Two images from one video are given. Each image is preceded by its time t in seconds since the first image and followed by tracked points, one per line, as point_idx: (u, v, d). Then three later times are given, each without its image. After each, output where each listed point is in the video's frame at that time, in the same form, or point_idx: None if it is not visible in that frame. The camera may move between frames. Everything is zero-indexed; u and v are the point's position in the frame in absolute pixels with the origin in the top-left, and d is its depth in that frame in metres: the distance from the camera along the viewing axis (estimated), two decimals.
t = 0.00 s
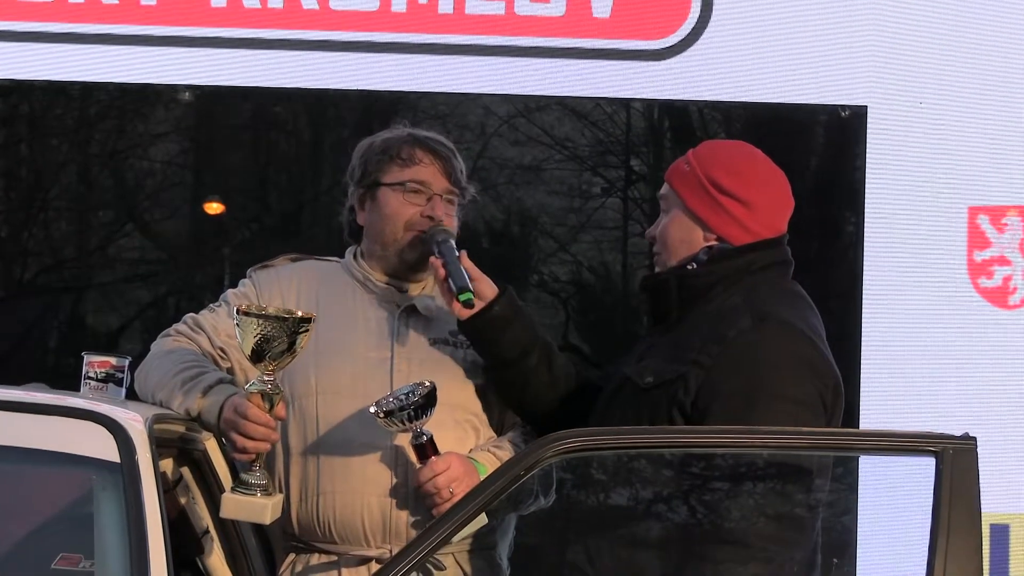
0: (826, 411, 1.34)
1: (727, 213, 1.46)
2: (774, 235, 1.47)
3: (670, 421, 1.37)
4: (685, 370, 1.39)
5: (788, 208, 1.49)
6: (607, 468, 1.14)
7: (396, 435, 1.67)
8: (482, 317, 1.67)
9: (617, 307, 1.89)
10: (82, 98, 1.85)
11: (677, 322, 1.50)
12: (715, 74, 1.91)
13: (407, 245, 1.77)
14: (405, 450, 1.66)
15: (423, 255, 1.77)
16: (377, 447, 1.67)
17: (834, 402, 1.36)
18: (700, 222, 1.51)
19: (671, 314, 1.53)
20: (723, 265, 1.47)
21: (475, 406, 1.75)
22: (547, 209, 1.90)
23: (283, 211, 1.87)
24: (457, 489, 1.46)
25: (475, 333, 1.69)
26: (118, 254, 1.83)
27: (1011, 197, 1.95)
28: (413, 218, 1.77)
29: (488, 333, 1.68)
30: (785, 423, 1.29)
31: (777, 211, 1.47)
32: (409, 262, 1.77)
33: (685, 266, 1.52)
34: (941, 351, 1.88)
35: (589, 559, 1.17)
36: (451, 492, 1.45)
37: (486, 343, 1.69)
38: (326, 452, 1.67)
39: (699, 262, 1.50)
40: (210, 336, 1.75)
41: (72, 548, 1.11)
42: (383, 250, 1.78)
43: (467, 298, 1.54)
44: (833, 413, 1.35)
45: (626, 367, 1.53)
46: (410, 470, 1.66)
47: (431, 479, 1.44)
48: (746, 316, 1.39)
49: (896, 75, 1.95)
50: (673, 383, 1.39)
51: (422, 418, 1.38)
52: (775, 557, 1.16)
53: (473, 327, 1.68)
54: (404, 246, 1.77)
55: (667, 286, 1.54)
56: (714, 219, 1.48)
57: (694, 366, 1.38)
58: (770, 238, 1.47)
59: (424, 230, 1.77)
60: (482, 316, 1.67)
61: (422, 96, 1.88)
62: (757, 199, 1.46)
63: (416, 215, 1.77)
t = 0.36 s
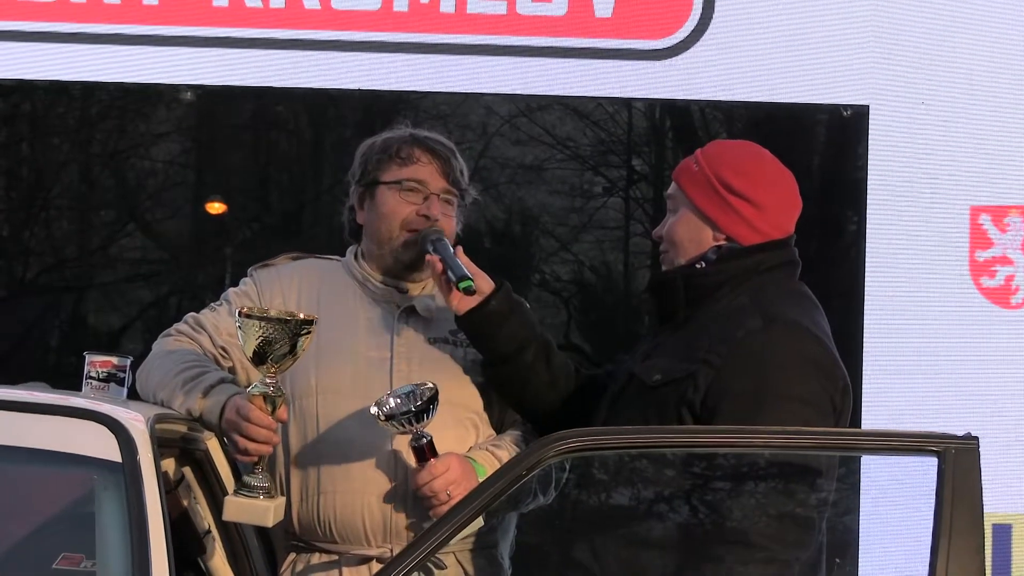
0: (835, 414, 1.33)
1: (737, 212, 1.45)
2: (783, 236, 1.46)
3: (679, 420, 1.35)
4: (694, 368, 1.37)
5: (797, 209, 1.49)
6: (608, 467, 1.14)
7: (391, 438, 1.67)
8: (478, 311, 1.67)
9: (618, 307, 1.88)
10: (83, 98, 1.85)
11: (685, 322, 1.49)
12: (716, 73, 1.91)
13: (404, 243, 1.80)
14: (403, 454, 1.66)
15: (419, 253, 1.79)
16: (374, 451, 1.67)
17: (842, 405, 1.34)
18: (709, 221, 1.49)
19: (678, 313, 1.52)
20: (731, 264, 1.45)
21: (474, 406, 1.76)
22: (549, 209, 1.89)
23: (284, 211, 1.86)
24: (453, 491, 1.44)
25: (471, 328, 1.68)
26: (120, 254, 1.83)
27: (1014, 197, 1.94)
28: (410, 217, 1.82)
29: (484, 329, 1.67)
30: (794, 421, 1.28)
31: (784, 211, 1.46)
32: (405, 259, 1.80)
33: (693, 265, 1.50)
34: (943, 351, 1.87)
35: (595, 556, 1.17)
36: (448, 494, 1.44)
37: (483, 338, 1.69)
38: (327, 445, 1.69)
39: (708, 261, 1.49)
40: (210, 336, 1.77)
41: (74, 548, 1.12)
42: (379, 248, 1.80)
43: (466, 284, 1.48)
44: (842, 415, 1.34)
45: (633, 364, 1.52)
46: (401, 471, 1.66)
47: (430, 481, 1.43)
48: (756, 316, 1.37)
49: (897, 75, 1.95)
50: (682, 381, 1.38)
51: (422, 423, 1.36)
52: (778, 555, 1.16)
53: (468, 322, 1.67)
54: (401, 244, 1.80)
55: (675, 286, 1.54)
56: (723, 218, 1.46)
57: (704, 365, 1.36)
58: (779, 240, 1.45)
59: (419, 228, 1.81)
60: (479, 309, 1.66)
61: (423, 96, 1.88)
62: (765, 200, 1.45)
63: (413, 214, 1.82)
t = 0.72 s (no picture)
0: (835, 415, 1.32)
1: (737, 214, 1.44)
2: (784, 236, 1.45)
3: (681, 422, 1.34)
4: (695, 369, 1.36)
5: (797, 210, 1.46)
6: (608, 468, 1.14)
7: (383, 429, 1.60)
8: (478, 311, 1.59)
9: (618, 307, 1.89)
10: (84, 100, 1.85)
11: (686, 322, 1.47)
12: (715, 74, 1.91)
13: (397, 247, 1.70)
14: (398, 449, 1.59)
15: (414, 255, 1.70)
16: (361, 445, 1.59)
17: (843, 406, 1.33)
18: (709, 222, 1.48)
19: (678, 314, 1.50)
20: (733, 265, 1.44)
21: (474, 407, 1.67)
22: (549, 210, 1.89)
23: (284, 212, 1.86)
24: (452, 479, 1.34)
25: (471, 327, 1.61)
26: (121, 256, 1.83)
27: (1014, 198, 1.94)
28: (400, 222, 1.71)
29: (482, 328, 1.60)
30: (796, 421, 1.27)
31: (786, 212, 1.44)
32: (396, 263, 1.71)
33: (693, 267, 1.48)
34: (943, 352, 1.87)
35: (597, 556, 1.17)
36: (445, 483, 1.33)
37: (482, 338, 1.61)
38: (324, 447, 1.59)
39: (709, 262, 1.47)
40: (209, 338, 1.67)
41: (74, 550, 1.12)
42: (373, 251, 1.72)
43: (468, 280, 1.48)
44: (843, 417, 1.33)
45: (634, 365, 1.50)
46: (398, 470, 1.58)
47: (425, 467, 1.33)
48: (757, 316, 1.36)
49: (897, 76, 1.95)
50: (684, 381, 1.36)
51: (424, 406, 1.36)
52: (779, 555, 1.16)
53: (467, 321, 1.60)
54: (394, 248, 1.71)
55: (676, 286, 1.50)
56: (725, 219, 1.45)
57: (705, 364, 1.35)
58: (779, 240, 1.44)
59: (412, 233, 1.71)
60: (478, 309, 1.59)
61: (424, 97, 1.88)
62: (767, 201, 1.43)
63: (403, 218, 1.71)
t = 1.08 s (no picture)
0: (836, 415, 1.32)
1: (738, 214, 1.44)
2: (784, 236, 1.45)
3: (682, 422, 1.34)
4: (696, 370, 1.35)
5: (798, 208, 1.46)
6: (609, 468, 1.14)
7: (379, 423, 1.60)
8: (477, 309, 1.60)
9: (619, 307, 1.89)
10: (84, 100, 1.85)
11: (687, 322, 1.47)
12: (717, 74, 1.91)
13: (394, 246, 1.69)
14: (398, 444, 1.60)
15: (413, 255, 1.69)
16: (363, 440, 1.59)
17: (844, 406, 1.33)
18: (710, 222, 1.48)
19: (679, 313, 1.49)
20: (734, 266, 1.44)
21: (473, 404, 1.67)
22: (551, 210, 1.90)
23: (285, 211, 1.87)
24: (439, 471, 1.32)
25: (470, 325, 1.61)
26: (122, 256, 1.83)
27: (1014, 198, 1.94)
28: (396, 222, 1.71)
29: (481, 325, 1.60)
30: (799, 422, 1.27)
31: (787, 211, 1.45)
32: (393, 262, 1.70)
33: (695, 267, 1.48)
34: (944, 353, 1.88)
35: (598, 556, 1.18)
36: (431, 475, 1.31)
37: (481, 335, 1.61)
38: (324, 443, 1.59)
39: (710, 262, 1.47)
40: (217, 338, 1.64)
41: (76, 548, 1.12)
42: (370, 250, 1.71)
43: (465, 275, 1.47)
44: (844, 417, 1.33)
45: (635, 364, 1.50)
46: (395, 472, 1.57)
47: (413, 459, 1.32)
48: (758, 316, 1.36)
49: (898, 75, 1.95)
50: (686, 382, 1.36)
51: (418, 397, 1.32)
52: (779, 556, 1.16)
53: (466, 319, 1.60)
54: (391, 248, 1.70)
55: (677, 285, 1.50)
56: (725, 219, 1.45)
57: (706, 365, 1.34)
58: (779, 240, 1.44)
59: (409, 233, 1.70)
60: (477, 306, 1.60)
61: (425, 96, 1.88)
62: (768, 201, 1.43)
63: (398, 219, 1.71)
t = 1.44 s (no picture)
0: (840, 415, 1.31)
1: (739, 212, 1.43)
2: (785, 235, 1.44)
3: (685, 422, 1.33)
4: (697, 370, 1.35)
5: (801, 208, 1.45)
6: (610, 468, 1.14)
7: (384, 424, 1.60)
8: (476, 308, 1.57)
9: (620, 307, 1.89)
10: (86, 98, 1.85)
11: (689, 322, 1.46)
12: (719, 73, 1.91)
13: (395, 247, 1.67)
14: (398, 443, 1.59)
15: (414, 257, 1.67)
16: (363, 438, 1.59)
17: (847, 406, 1.33)
18: (710, 221, 1.48)
19: (681, 314, 1.48)
20: (737, 265, 1.44)
21: (474, 404, 1.66)
22: (552, 210, 1.90)
23: (287, 210, 1.87)
24: (449, 468, 1.32)
25: (470, 326, 1.58)
26: (123, 254, 1.84)
27: (1016, 198, 1.94)
28: (398, 223, 1.68)
29: (479, 325, 1.57)
30: (801, 423, 1.26)
31: (790, 211, 1.44)
32: (395, 263, 1.68)
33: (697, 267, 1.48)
34: (947, 353, 1.87)
35: (599, 556, 1.17)
36: (442, 471, 1.31)
37: (480, 335, 1.59)
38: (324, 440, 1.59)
39: (711, 262, 1.48)
40: (215, 337, 1.62)
41: (76, 548, 1.12)
42: (371, 250, 1.69)
43: (464, 275, 1.48)
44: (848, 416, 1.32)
45: (637, 364, 1.49)
46: (396, 470, 1.58)
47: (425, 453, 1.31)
48: (761, 317, 1.35)
49: (901, 76, 1.95)
50: (690, 381, 1.35)
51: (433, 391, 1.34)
52: (781, 557, 1.16)
53: (465, 319, 1.58)
54: (393, 249, 1.68)
55: (677, 285, 1.49)
56: (726, 218, 1.45)
57: (709, 365, 1.34)
58: (780, 240, 1.44)
59: (411, 234, 1.68)
60: (475, 306, 1.57)
61: (426, 96, 1.88)
62: (769, 200, 1.43)
63: (401, 219, 1.68)
